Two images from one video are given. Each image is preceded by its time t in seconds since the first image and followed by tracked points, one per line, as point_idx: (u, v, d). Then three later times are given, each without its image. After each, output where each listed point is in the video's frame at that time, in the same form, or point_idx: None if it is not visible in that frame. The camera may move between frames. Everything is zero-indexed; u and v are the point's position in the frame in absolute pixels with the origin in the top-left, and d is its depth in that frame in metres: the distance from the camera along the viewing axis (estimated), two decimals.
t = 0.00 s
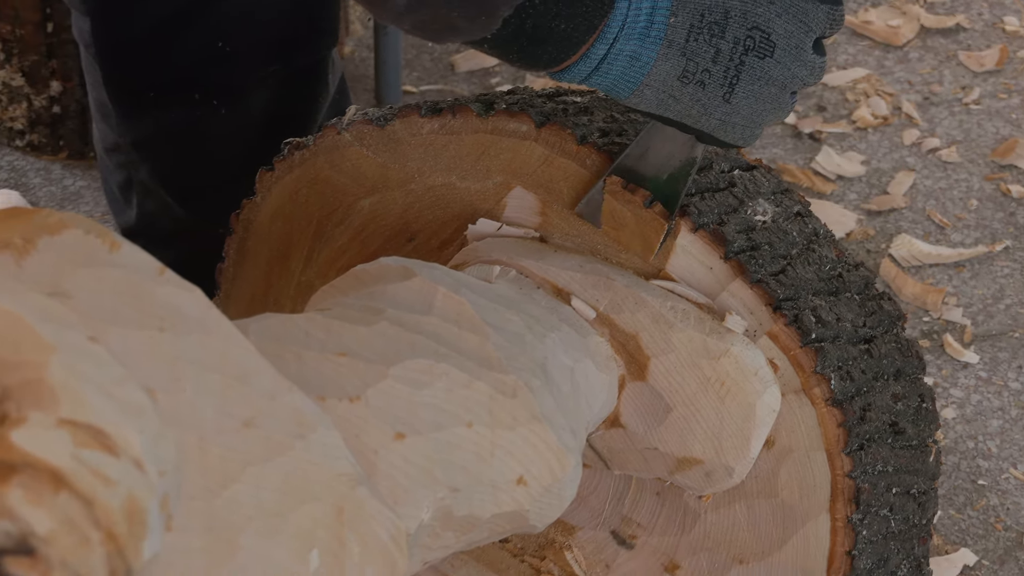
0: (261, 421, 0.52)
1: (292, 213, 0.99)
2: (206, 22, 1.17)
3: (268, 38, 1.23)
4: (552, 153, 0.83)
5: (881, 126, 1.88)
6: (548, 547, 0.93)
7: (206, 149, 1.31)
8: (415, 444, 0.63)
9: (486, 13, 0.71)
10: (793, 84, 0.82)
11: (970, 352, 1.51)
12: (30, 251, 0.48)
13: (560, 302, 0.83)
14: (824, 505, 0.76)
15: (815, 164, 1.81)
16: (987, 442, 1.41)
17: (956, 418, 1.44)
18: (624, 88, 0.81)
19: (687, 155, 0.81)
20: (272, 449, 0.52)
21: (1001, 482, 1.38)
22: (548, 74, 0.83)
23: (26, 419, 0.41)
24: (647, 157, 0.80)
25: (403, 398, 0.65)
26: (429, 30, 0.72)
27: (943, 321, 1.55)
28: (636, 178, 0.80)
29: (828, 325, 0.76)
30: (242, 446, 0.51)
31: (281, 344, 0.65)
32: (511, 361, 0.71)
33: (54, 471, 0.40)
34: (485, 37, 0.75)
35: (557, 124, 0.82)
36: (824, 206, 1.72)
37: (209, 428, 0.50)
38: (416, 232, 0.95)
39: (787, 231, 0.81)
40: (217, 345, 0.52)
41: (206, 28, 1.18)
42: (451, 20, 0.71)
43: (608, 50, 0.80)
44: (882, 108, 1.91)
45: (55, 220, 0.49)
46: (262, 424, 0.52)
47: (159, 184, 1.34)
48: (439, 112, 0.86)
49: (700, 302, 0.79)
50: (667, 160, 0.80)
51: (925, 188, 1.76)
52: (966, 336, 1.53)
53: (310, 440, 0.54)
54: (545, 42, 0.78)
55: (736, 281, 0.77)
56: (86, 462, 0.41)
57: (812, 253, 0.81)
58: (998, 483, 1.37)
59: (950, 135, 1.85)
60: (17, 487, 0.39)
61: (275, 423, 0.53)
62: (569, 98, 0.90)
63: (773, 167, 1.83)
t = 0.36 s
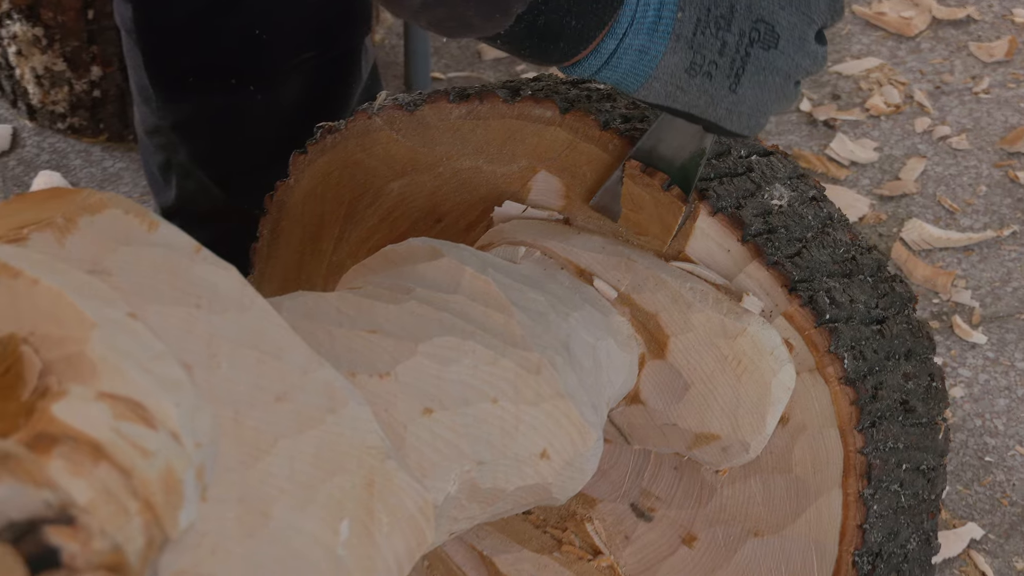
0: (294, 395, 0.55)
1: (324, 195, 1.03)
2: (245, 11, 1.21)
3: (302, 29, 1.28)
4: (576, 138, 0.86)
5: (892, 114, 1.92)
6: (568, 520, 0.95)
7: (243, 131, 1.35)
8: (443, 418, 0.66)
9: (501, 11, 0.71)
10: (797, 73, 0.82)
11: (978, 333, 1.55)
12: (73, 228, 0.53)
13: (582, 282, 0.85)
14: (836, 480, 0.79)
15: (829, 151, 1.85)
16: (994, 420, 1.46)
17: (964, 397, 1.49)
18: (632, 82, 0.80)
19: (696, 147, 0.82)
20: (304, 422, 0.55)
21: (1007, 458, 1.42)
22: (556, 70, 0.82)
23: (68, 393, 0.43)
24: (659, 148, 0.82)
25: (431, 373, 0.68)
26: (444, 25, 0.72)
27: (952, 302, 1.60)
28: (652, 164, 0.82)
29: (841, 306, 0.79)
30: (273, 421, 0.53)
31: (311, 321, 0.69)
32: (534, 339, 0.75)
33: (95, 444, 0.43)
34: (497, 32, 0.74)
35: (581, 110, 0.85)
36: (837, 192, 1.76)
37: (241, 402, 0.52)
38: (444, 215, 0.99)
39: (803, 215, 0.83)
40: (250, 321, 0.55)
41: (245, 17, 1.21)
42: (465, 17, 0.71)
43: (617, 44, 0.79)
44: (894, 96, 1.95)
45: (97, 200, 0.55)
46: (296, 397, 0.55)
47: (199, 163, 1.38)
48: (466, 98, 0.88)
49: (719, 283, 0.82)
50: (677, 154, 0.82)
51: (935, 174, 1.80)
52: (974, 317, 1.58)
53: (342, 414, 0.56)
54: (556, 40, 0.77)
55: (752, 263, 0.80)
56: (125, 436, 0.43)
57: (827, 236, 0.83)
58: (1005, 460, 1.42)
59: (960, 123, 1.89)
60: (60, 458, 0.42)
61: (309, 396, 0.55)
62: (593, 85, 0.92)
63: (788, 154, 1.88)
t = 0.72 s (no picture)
0: (331, 369, 0.60)
1: (358, 179, 1.08)
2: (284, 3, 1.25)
3: (337, 18, 1.32)
4: (597, 127, 0.90)
5: (897, 105, 1.95)
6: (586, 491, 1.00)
7: (283, 116, 1.41)
8: (470, 390, 0.72)
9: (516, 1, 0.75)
10: (792, 62, 0.87)
11: (977, 315, 1.63)
12: (120, 208, 0.58)
13: (602, 263, 0.90)
14: (842, 453, 0.83)
15: (837, 141, 1.89)
16: (992, 397, 1.55)
17: (963, 374, 1.57)
18: (634, 73, 0.86)
19: (701, 139, 0.87)
20: (341, 393, 0.60)
21: (1004, 432, 1.51)
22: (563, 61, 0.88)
23: (114, 363, 0.42)
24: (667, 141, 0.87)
25: (459, 348, 0.73)
26: (460, 18, 0.76)
27: (953, 285, 1.67)
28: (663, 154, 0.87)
29: (848, 288, 0.83)
30: (311, 392, 0.58)
31: (349, 299, 0.74)
32: (557, 317, 0.80)
33: (140, 413, 0.41)
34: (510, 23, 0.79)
35: (602, 100, 0.88)
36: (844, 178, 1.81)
37: (280, 375, 0.57)
38: (472, 198, 1.04)
39: (812, 201, 0.87)
40: (287, 298, 0.61)
41: (284, 9, 1.26)
42: (483, 11, 0.75)
43: (620, 36, 0.84)
44: (898, 90, 1.97)
45: (142, 182, 0.61)
46: (332, 371, 0.60)
47: (240, 148, 1.44)
48: (494, 88, 0.92)
49: (731, 265, 0.86)
50: (685, 147, 0.87)
51: (937, 163, 1.84)
52: (973, 300, 1.65)
53: (373, 387, 0.62)
54: (564, 34, 0.83)
55: (764, 246, 0.84)
56: (168, 406, 0.42)
57: (835, 221, 0.87)
58: (1001, 435, 1.50)
59: (960, 115, 1.92)
60: (105, 427, 0.40)
61: (340, 371, 0.61)
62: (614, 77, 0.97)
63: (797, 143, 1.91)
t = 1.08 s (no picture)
0: (368, 344, 0.66)
1: (394, 164, 1.13)
2: None
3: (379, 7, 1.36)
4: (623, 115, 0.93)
5: (905, 99, 1.90)
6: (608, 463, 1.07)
7: (328, 101, 1.47)
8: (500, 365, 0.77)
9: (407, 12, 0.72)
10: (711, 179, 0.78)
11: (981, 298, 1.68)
12: (168, 189, 0.67)
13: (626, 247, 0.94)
14: (853, 429, 0.86)
15: (849, 131, 1.87)
16: (994, 375, 1.61)
17: (968, 354, 1.63)
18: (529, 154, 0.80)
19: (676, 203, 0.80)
20: (377, 367, 0.65)
21: (1005, 410, 1.58)
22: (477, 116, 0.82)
23: (163, 338, 0.46)
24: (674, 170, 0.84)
25: (489, 326, 0.79)
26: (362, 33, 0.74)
27: (958, 270, 1.71)
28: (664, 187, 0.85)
29: (859, 272, 0.86)
30: (348, 367, 0.64)
31: (383, 279, 0.80)
32: (583, 298, 0.85)
33: (186, 385, 0.45)
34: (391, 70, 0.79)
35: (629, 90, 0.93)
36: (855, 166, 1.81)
37: (320, 351, 0.63)
38: (502, 182, 1.10)
39: (825, 189, 0.90)
40: (329, 277, 0.67)
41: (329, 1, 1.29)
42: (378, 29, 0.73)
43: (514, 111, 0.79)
44: (907, 83, 1.92)
45: (190, 165, 0.70)
46: (369, 346, 0.66)
47: (285, 132, 1.49)
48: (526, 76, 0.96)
49: (748, 248, 0.90)
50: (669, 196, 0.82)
51: (944, 154, 1.84)
52: (978, 284, 1.69)
53: (408, 361, 0.67)
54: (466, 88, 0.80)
55: (780, 231, 0.88)
56: (214, 378, 0.46)
57: (847, 208, 0.90)
58: (1004, 413, 1.58)
59: (966, 108, 1.90)
60: (154, 398, 0.43)
61: (377, 347, 0.66)
62: (640, 69, 1.00)
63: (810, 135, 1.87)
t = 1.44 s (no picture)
0: (404, 325, 0.71)
1: (431, 153, 1.19)
2: None
3: (419, 7, 1.40)
4: (648, 111, 0.95)
5: (918, 96, 2.07)
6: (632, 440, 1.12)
7: (371, 97, 1.53)
8: (531, 345, 0.82)
9: None
10: None
11: (988, 285, 1.75)
12: (216, 175, 0.76)
13: (651, 234, 0.98)
14: (866, 408, 0.90)
15: (864, 126, 2.01)
16: (999, 360, 1.66)
17: (974, 338, 1.69)
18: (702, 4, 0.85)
19: (802, 64, 0.82)
20: (414, 345, 0.71)
21: (1010, 393, 1.62)
22: None
23: (211, 317, 0.53)
24: (772, 81, 0.85)
25: (519, 308, 0.84)
26: None
27: (966, 259, 1.79)
28: (768, 101, 0.87)
29: (873, 260, 0.89)
30: (387, 344, 0.69)
31: (420, 264, 0.87)
32: (610, 281, 0.90)
33: (233, 360, 0.51)
34: None
35: (653, 85, 0.94)
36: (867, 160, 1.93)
37: (360, 330, 0.68)
38: (534, 172, 1.14)
39: (841, 180, 0.93)
40: (373, 260, 0.74)
41: None
42: None
43: None
44: (920, 80, 2.09)
45: (237, 152, 0.79)
46: (405, 327, 0.71)
47: (327, 122, 1.57)
48: (555, 73, 1.00)
49: (768, 238, 0.94)
50: (789, 77, 0.84)
51: (954, 148, 1.96)
52: (985, 272, 1.77)
53: (443, 341, 0.72)
54: None
55: (798, 220, 0.89)
56: (258, 355, 0.52)
57: (862, 199, 0.93)
58: (1009, 395, 1.62)
59: (976, 105, 2.05)
60: (201, 373, 0.49)
61: (415, 326, 0.71)
62: (665, 64, 1.02)
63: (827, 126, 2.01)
